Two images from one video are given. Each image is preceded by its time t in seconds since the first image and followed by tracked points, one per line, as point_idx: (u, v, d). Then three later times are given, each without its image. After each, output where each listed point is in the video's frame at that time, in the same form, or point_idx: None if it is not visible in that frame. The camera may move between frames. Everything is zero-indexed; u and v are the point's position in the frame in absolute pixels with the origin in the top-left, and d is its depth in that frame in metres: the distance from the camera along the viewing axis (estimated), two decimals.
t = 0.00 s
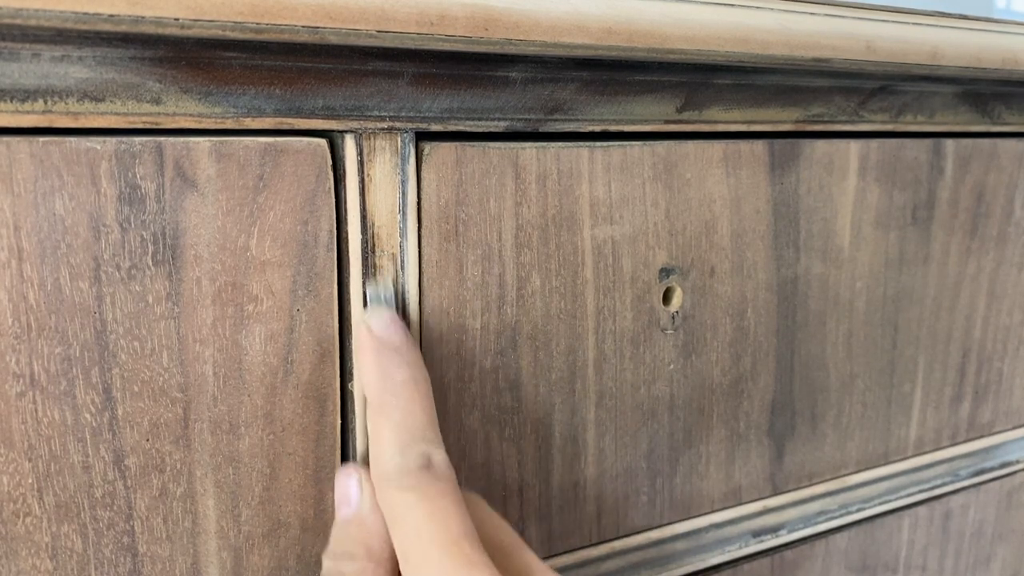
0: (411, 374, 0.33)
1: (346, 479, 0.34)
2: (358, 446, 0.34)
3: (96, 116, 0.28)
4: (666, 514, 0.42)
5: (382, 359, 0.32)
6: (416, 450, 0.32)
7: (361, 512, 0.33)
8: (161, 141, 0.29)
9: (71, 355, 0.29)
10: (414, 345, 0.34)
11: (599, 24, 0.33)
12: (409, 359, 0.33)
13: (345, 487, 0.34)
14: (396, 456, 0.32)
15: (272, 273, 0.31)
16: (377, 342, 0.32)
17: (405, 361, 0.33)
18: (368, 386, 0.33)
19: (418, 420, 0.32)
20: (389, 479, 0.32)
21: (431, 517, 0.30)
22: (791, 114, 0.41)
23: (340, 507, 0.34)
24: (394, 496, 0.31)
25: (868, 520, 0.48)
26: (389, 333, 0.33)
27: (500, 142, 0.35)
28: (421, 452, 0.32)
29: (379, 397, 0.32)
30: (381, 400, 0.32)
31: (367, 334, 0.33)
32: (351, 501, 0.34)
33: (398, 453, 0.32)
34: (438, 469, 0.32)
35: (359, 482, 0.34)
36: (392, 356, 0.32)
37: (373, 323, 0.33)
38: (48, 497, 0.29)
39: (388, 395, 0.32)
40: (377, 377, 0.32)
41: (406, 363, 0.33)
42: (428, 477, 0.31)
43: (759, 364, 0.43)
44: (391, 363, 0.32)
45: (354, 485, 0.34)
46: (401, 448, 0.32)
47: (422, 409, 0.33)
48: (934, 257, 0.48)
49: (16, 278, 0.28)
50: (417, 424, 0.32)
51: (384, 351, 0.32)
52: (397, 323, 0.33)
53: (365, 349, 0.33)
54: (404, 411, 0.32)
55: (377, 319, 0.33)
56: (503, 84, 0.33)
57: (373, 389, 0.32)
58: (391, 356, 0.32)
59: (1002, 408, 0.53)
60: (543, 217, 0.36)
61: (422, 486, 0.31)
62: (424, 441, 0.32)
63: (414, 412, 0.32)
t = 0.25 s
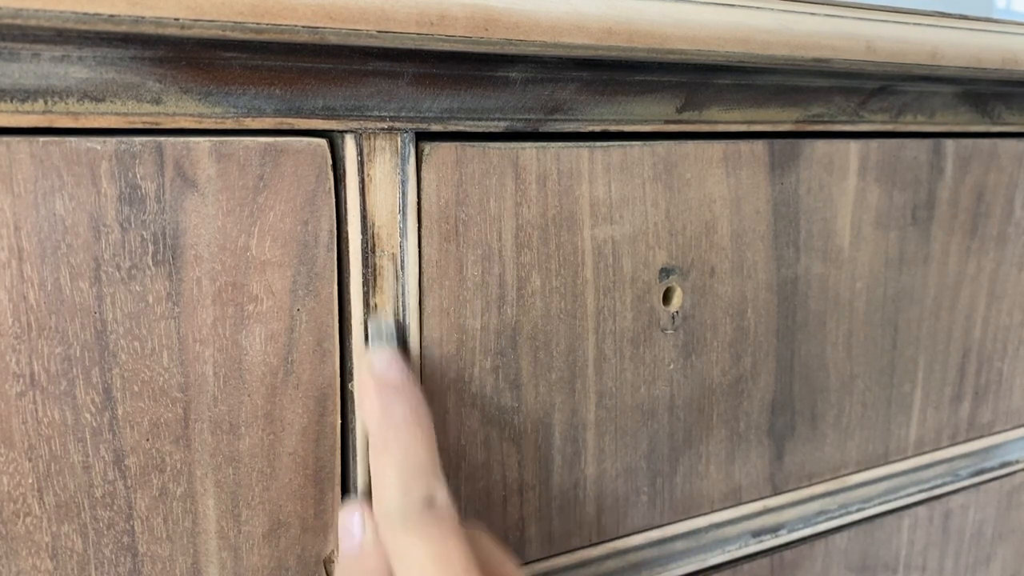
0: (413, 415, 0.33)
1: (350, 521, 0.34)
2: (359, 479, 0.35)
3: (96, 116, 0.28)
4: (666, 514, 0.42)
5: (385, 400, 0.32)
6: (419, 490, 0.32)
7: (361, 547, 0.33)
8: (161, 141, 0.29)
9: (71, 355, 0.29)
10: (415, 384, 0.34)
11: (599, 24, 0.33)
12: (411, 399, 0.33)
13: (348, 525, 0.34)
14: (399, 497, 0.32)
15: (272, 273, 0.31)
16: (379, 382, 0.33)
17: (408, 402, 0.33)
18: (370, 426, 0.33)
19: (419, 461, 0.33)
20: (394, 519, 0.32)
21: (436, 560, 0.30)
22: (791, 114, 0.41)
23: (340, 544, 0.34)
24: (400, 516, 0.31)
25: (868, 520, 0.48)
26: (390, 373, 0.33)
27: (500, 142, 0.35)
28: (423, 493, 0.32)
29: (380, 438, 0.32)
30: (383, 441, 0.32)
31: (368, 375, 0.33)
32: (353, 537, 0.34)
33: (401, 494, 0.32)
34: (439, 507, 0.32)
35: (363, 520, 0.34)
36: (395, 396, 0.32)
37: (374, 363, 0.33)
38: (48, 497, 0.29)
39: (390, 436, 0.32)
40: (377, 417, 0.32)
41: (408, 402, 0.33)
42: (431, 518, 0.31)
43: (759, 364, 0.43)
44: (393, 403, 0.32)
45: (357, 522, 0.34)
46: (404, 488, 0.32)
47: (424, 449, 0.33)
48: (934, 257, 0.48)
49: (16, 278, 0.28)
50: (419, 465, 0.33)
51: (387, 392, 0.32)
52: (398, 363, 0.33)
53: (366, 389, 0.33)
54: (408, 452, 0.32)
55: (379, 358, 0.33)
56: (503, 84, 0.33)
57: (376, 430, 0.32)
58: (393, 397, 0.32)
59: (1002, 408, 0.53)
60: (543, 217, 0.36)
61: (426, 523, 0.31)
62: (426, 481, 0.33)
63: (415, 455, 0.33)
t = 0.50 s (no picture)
0: (411, 419, 0.32)
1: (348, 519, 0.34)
2: (358, 478, 0.34)
3: (96, 116, 0.28)
4: (666, 514, 0.42)
5: (382, 404, 0.32)
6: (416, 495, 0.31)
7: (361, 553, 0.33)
8: (161, 141, 0.29)
9: (71, 355, 0.29)
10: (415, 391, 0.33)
11: (599, 24, 0.33)
12: (410, 403, 0.33)
13: (348, 528, 0.34)
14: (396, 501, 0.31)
15: (272, 273, 0.31)
16: (377, 385, 0.32)
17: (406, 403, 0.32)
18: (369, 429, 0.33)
19: (419, 471, 0.32)
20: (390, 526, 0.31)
21: (431, 562, 0.29)
22: (791, 114, 0.41)
23: (340, 547, 0.34)
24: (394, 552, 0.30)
25: (868, 520, 0.48)
26: (390, 376, 0.33)
27: (500, 142, 0.35)
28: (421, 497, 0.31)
29: (379, 440, 0.32)
30: (382, 444, 0.32)
31: (368, 378, 0.33)
32: (352, 542, 0.33)
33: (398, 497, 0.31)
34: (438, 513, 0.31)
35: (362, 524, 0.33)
36: (392, 401, 0.32)
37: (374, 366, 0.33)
38: (48, 497, 0.29)
39: (388, 441, 0.32)
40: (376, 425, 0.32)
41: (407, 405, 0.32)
42: (428, 522, 0.30)
43: (759, 364, 0.43)
44: (391, 408, 0.32)
45: (356, 526, 0.34)
46: (400, 491, 0.31)
47: (424, 451, 0.32)
48: (934, 257, 0.48)
49: (16, 278, 0.28)
50: (417, 470, 0.32)
51: (385, 396, 0.32)
52: (398, 366, 0.33)
53: (365, 392, 0.33)
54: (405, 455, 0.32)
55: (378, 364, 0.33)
56: (503, 84, 0.33)
57: (374, 434, 0.32)
58: (391, 401, 0.32)
59: (1002, 408, 0.53)
60: (543, 217, 0.36)
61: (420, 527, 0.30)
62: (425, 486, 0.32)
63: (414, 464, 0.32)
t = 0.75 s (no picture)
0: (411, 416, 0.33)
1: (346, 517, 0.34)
2: (359, 479, 0.35)
3: (96, 116, 0.28)
4: (666, 514, 0.42)
5: (383, 401, 0.32)
6: (417, 490, 0.32)
7: (360, 551, 0.33)
8: (161, 141, 0.29)
9: (71, 355, 0.29)
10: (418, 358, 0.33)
11: (599, 24, 0.33)
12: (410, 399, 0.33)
13: (345, 525, 0.34)
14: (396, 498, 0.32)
15: (272, 273, 0.31)
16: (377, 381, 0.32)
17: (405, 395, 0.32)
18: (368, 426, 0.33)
19: (420, 461, 0.33)
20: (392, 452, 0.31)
21: (432, 561, 0.30)
22: (791, 114, 0.41)
23: (339, 546, 0.34)
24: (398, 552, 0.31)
25: (868, 520, 0.48)
26: (389, 373, 0.33)
27: (500, 142, 0.35)
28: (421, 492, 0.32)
29: (379, 439, 0.32)
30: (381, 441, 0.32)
31: (367, 374, 0.33)
32: (351, 540, 0.33)
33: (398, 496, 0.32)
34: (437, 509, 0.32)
35: (360, 520, 0.34)
36: (393, 397, 0.32)
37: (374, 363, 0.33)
38: (48, 496, 0.29)
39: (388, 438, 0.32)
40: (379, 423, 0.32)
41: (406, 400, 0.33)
42: (428, 520, 0.32)
43: (759, 364, 0.43)
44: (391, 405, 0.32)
45: (355, 522, 0.34)
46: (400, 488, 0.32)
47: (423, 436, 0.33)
48: (934, 257, 0.48)
49: (16, 278, 0.28)
50: (418, 466, 0.32)
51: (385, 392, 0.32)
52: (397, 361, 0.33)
53: (365, 389, 0.33)
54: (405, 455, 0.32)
55: (379, 357, 0.33)
56: (503, 84, 0.33)
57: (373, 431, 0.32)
58: (392, 397, 0.32)
59: (1002, 408, 0.53)
60: (543, 217, 0.36)
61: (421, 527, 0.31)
62: (424, 481, 0.33)
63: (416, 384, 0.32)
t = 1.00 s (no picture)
0: (411, 417, 0.33)
1: (345, 520, 0.34)
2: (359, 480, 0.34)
3: (96, 116, 0.28)
4: (666, 514, 0.42)
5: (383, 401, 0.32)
6: (416, 490, 0.33)
7: (360, 549, 0.34)
8: (161, 141, 0.29)
9: (71, 355, 0.29)
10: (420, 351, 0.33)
11: (599, 24, 0.33)
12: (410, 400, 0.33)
13: (344, 525, 0.34)
14: (396, 497, 0.33)
15: (272, 273, 0.31)
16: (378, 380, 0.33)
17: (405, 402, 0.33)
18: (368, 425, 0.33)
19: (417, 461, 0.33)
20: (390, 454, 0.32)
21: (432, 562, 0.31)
22: (791, 114, 0.41)
23: (338, 546, 0.34)
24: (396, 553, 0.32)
25: (868, 519, 0.48)
26: (389, 373, 0.33)
27: (500, 142, 0.35)
28: (420, 492, 0.33)
29: (379, 439, 0.33)
30: (382, 441, 0.33)
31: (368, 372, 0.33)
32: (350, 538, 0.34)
33: (398, 495, 0.33)
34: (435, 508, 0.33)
35: (359, 520, 0.34)
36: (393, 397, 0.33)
37: (374, 360, 0.33)
38: (48, 496, 0.29)
39: (389, 438, 0.33)
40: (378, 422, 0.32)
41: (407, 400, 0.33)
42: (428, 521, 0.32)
43: (759, 364, 0.43)
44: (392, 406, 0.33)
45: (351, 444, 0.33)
46: (400, 487, 0.33)
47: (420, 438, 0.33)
48: (934, 257, 0.48)
49: (16, 278, 0.28)
50: (417, 467, 0.33)
51: (386, 393, 0.33)
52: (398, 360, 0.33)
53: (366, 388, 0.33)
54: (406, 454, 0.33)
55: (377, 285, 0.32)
56: (503, 84, 0.33)
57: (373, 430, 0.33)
58: (392, 398, 0.33)
59: (1002, 408, 0.53)
60: (543, 217, 0.36)
61: (420, 530, 0.32)
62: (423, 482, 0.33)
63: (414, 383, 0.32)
